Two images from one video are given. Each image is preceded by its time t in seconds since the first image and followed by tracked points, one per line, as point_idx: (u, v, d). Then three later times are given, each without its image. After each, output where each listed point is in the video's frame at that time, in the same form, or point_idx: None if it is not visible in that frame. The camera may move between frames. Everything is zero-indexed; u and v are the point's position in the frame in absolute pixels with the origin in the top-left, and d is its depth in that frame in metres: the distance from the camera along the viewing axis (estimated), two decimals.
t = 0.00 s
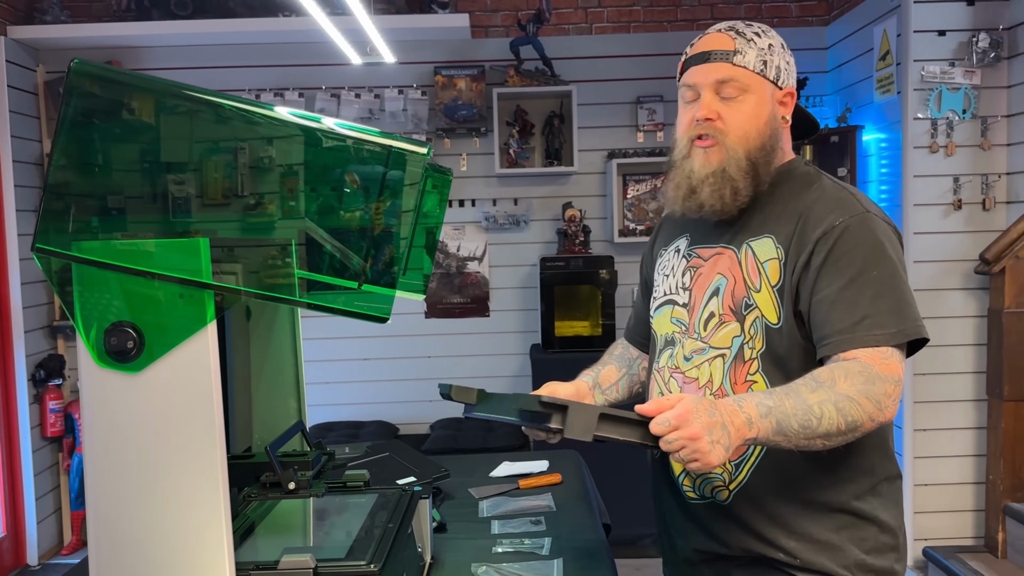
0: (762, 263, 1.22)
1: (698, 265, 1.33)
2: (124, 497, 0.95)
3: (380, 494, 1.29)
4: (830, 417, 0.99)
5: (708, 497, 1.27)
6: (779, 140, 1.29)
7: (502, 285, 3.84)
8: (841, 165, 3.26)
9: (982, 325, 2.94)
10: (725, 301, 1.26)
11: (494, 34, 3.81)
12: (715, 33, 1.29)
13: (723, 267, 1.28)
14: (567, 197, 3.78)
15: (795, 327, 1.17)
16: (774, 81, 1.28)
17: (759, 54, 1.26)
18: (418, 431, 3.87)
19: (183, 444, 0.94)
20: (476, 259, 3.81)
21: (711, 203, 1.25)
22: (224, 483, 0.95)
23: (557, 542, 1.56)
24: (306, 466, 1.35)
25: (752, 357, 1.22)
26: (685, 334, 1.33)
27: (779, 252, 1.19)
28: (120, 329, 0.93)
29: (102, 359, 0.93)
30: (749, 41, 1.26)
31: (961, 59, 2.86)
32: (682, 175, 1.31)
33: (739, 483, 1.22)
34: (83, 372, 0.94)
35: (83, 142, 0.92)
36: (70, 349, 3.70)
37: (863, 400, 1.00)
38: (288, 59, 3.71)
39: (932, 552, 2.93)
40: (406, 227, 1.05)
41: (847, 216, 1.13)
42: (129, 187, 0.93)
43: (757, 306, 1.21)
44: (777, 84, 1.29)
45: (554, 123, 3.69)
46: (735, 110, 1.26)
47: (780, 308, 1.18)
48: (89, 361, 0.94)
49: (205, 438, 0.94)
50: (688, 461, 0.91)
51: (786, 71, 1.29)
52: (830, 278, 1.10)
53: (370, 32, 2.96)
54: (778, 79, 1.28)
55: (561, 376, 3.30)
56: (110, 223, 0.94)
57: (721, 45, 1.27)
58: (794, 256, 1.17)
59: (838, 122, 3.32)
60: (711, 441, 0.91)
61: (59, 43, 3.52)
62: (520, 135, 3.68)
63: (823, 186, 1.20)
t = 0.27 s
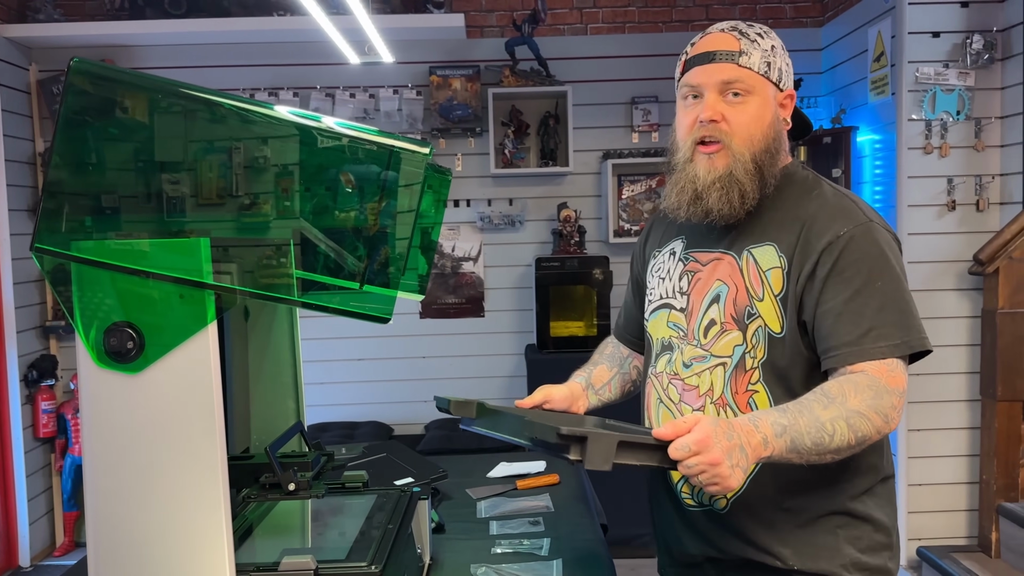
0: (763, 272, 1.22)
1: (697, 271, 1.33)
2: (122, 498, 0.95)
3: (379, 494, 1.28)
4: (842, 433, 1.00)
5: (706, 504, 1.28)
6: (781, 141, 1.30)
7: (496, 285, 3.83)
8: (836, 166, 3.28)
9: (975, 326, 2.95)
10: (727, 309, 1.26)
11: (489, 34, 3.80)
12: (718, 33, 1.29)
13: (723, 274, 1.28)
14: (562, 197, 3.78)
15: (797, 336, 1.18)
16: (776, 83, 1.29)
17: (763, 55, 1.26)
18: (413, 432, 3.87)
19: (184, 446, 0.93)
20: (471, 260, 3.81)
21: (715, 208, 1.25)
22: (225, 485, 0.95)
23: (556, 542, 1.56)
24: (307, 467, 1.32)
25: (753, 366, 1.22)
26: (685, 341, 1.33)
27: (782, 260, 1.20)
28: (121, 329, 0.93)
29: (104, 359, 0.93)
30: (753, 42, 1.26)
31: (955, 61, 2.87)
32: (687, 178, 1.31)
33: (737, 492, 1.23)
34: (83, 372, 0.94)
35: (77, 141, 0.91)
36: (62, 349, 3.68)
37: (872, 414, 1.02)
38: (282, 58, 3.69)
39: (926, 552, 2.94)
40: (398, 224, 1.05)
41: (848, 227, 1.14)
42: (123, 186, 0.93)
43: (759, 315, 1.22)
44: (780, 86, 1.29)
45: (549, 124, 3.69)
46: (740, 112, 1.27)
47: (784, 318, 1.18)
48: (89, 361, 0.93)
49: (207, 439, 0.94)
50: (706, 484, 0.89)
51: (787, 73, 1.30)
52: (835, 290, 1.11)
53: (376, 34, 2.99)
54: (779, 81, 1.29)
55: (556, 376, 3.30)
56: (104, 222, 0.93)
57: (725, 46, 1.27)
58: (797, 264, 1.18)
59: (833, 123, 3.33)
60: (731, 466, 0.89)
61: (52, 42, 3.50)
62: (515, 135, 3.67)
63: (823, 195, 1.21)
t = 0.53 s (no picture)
0: (758, 276, 1.23)
1: (692, 273, 1.34)
2: (121, 496, 0.94)
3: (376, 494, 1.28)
4: (909, 418, 1.00)
5: (697, 507, 1.28)
6: (734, 157, 1.26)
7: (491, 285, 3.83)
8: (829, 167, 3.26)
9: (969, 325, 2.96)
10: (721, 313, 1.27)
11: (484, 34, 3.80)
12: (663, 54, 1.28)
13: (718, 278, 1.29)
14: (556, 197, 3.78)
15: (793, 340, 1.18)
16: (723, 98, 1.23)
17: (700, 73, 1.22)
18: (407, 432, 3.86)
19: (184, 444, 0.93)
20: (465, 260, 3.80)
21: (666, 226, 1.31)
22: (224, 483, 0.94)
23: (554, 542, 1.55)
24: (305, 467, 1.32)
25: (745, 370, 1.24)
26: (680, 344, 1.34)
27: (777, 264, 1.20)
28: (119, 328, 0.92)
29: (98, 360, 0.92)
30: (690, 61, 1.23)
31: (948, 62, 2.89)
32: (644, 198, 1.36)
33: (730, 493, 1.23)
34: (79, 372, 0.93)
35: (70, 139, 0.91)
36: (54, 349, 3.66)
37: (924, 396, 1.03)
38: (276, 57, 3.68)
39: (920, 552, 2.95)
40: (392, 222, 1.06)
41: (848, 225, 1.14)
42: (116, 185, 0.92)
43: (754, 319, 1.23)
44: (728, 100, 1.23)
45: (544, 124, 3.69)
46: (680, 134, 1.26)
47: (779, 322, 1.20)
48: (85, 360, 0.93)
49: (206, 437, 0.93)
50: (802, 478, 0.90)
51: (740, 84, 1.23)
52: (846, 290, 1.10)
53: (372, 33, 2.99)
54: (725, 96, 1.23)
55: (551, 376, 3.30)
56: (96, 221, 0.92)
57: (661, 69, 1.26)
58: (793, 271, 1.18)
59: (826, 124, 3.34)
60: (828, 456, 0.90)
61: (44, 40, 3.48)
62: (510, 135, 3.67)
63: (817, 194, 1.21)
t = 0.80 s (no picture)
0: (765, 277, 1.23)
1: (693, 279, 1.34)
2: (120, 496, 0.93)
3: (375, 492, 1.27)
4: (918, 420, 1.01)
5: (720, 518, 1.29)
6: (723, 156, 1.27)
7: (486, 285, 3.83)
8: (825, 167, 3.29)
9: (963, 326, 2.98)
10: (733, 317, 1.27)
11: (479, 34, 3.80)
12: (638, 67, 1.29)
13: (724, 282, 1.29)
14: (551, 197, 3.78)
15: (808, 334, 1.19)
16: (704, 99, 1.25)
17: (678, 79, 1.24)
18: (401, 432, 3.85)
19: (183, 443, 0.92)
20: (460, 260, 3.80)
21: (666, 234, 1.30)
22: (224, 483, 0.94)
23: (553, 542, 1.56)
24: (304, 467, 1.33)
25: (765, 372, 1.23)
26: (691, 351, 1.33)
27: (782, 264, 1.21)
28: (117, 327, 0.91)
29: (98, 359, 0.92)
30: (666, 69, 1.24)
31: (943, 64, 2.90)
32: (639, 209, 1.35)
33: (756, 501, 1.25)
34: (79, 371, 0.93)
35: (62, 137, 0.90)
36: (46, 349, 3.64)
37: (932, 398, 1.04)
38: (271, 56, 3.67)
39: (914, 552, 2.97)
40: (389, 221, 1.06)
41: (852, 223, 1.14)
42: (109, 184, 0.91)
43: (766, 320, 1.23)
44: (710, 100, 1.25)
45: (539, 124, 3.69)
46: (666, 141, 1.27)
47: (792, 321, 1.20)
48: (85, 360, 0.92)
49: (207, 436, 0.92)
50: (824, 486, 0.89)
51: (718, 84, 1.25)
52: (856, 289, 1.11)
53: (375, 33, 2.99)
54: (708, 96, 1.25)
55: (546, 376, 3.30)
56: (90, 220, 0.92)
57: (639, 81, 1.27)
58: (798, 269, 1.19)
59: (821, 126, 3.36)
60: (849, 463, 0.90)
61: (36, 38, 3.45)
62: (505, 135, 3.67)
63: (815, 193, 1.22)
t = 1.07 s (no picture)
0: (761, 280, 1.23)
1: (692, 280, 1.34)
2: (119, 496, 0.93)
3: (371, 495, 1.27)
4: (912, 424, 1.01)
5: (710, 518, 1.29)
6: (717, 157, 1.27)
7: (479, 286, 3.83)
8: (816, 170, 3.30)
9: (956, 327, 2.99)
10: (728, 319, 1.28)
11: (473, 34, 3.79)
12: (635, 68, 1.30)
13: (721, 283, 1.29)
14: (545, 198, 3.78)
15: (802, 339, 1.19)
16: (698, 101, 1.25)
17: (671, 80, 1.25)
18: (394, 433, 3.84)
19: (183, 443, 0.92)
20: (454, 260, 3.80)
21: (664, 236, 1.31)
22: (223, 483, 0.93)
23: (549, 542, 1.55)
24: (302, 467, 1.33)
25: (758, 375, 1.24)
26: (686, 352, 1.34)
27: (779, 267, 1.21)
28: (115, 326, 0.91)
29: (94, 357, 0.91)
30: (660, 70, 1.25)
31: (935, 67, 2.92)
32: (640, 213, 1.37)
33: (747, 503, 1.25)
34: (76, 370, 0.92)
35: (55, 135, 0.89)
36: (37, 349, 3.61)
37: (929, 400, 1.04)
38: (264, 56, 3.66)
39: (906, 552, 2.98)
40: (383, 221, 1.06)
41: (849, 226, 1.14)
42: (103, 183, 0.91)
43: (760, 323, 1.23)
44: (704, 102, 1.25)
45: (533, 125, 3.69)
46: (661, 142, 1.28)
47: (786, 325, 1.20)
48: (81, 358, 0.92)
49: (206, 436, 0.92)
50: (810, 491, 0.89)
51: (713, 85, 1.25)
52: (852, 291, 1.11)
53: (374, 33, 2.98)
54: (702, 98, 1.25)
55: (540, 377, 3.30)
56: (82, 219, 0.91)
57: (635, 83, 1.29)
58: (793, 271, 1.19)
59: (814, 128, 3.37)
60: (835, 469, 0.90)
61: (27, 37, 3.43)
62: (499, 135, 3.67)
63: (813, 195, 1.22)
